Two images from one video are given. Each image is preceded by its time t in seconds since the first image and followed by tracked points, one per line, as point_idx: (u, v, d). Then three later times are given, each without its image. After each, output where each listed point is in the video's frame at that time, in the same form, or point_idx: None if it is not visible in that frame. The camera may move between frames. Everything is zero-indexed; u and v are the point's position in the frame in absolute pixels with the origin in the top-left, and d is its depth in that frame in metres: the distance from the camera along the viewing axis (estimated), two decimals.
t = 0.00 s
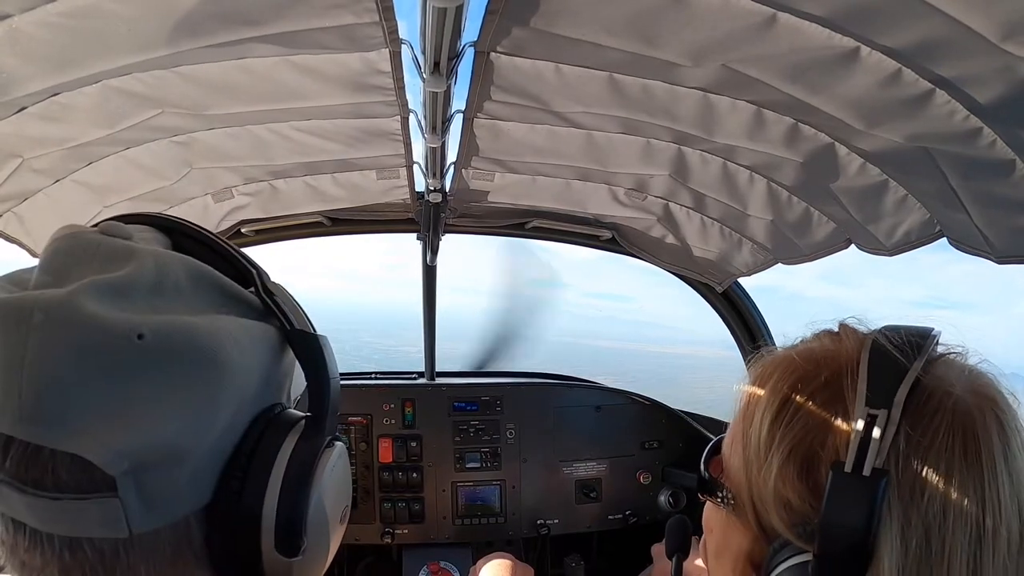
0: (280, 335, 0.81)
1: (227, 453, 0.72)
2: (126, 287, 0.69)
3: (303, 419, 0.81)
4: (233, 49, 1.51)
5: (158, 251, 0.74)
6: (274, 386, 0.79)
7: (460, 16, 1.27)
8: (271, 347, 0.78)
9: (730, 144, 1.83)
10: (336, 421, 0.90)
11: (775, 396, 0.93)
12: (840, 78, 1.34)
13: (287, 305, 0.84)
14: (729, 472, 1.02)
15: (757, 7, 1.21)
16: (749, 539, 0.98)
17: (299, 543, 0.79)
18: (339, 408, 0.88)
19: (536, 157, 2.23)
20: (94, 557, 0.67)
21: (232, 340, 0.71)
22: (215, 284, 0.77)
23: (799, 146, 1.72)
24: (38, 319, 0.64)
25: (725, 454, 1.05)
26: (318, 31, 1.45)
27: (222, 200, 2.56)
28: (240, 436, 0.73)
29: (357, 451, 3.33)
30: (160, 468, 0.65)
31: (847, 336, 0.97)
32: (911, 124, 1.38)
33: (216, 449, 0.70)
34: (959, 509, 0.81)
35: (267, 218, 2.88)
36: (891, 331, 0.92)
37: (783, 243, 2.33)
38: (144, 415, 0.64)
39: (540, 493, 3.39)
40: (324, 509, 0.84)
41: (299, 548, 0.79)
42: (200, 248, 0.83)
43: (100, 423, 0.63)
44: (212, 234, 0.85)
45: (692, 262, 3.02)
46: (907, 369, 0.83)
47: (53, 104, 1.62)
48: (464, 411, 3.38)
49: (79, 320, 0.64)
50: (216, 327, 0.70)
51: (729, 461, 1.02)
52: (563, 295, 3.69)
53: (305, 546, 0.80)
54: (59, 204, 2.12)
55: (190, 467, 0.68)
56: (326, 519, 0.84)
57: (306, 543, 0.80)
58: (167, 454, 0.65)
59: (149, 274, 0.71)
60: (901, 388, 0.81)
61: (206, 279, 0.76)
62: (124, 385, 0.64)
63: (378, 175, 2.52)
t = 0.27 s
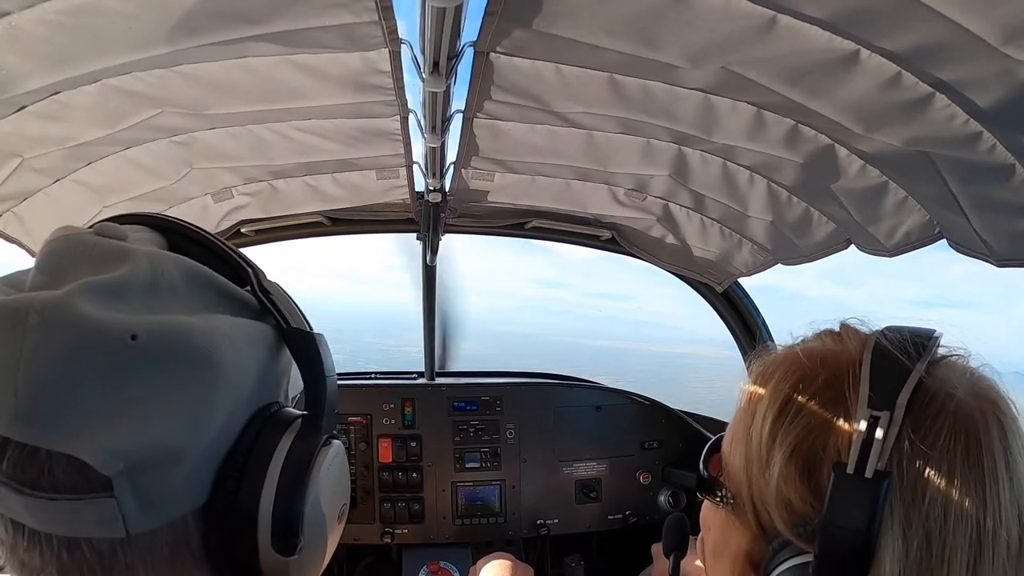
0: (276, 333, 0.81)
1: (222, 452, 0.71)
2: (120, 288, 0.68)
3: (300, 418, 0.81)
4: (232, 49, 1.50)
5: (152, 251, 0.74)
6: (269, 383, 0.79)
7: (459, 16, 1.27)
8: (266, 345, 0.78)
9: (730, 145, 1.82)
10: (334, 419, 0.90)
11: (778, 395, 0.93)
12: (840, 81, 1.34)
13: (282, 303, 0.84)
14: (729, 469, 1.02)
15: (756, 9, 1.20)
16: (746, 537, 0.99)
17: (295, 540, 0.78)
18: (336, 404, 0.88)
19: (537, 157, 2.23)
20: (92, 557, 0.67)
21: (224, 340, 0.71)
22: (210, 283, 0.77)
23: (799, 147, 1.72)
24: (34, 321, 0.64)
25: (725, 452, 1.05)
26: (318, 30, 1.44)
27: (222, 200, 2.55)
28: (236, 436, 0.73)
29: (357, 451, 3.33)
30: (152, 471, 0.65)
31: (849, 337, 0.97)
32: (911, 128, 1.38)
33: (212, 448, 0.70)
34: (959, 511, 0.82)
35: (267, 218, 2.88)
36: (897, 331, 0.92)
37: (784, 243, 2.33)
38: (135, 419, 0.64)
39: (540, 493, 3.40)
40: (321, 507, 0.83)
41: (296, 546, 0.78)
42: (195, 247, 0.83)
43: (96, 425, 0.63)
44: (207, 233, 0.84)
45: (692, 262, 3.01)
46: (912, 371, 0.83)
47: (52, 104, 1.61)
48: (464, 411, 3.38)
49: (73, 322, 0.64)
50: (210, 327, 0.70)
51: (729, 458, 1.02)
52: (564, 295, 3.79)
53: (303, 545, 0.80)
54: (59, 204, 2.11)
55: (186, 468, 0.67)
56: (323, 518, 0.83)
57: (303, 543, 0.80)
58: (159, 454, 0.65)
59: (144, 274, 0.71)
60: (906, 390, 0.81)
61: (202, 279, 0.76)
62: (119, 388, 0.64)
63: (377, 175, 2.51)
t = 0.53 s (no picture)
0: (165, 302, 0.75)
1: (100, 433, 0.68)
2: None
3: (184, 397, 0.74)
4: (231, 49, 1.50)
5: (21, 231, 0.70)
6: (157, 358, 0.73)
7: (458, 17, 1.27)
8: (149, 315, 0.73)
9: (729, 144, 1.83)
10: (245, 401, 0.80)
11: (791, 401, 0.93)
12: (839, 80, 1.34)
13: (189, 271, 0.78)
14: (740, 480, 1.01)
15: (756, 9, 1.20)
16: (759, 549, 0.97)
17: (169, 530, 0.70)
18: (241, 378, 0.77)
19: (536, 157, 2.23)
20: None
21: (82, 315, 0.66)
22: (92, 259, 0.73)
23: (799, 147, 1.72)
24: None
25: (732, 463, 1.04)
26: (317, 31, 1.44)
27: (222, 201, 2.55)
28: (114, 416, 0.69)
29: (358, 451, 3.33)
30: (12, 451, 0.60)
31: (848, 338, 0.98)
32: (910, 127, 1.38)
33: (85, 429, 0.66)
34: (981, 510, 0.83)
35: (266, 218, 2.88)
36: (891, 330, 0.93)
37: (783, 243, 2.33)
38: None
39: (540, 493, 3.40)
40: (213, 494, 0.74)
41: (173, 539, 0.70)
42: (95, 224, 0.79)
43: None
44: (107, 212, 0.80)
45: (692, 262, 3.02)
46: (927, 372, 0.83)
47: (52, 105, 1.61)
48: (464, 411, 3.39)
49: None
50: (74, 304, 0.66)
51: (738, 469, 1.01)
52: (565, 295, 3.75)
53: (175, 536, 0.70)
54: (59, 205, 2.12)
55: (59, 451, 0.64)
56: (216, 510, 0.74)
57: (176, 533, 0.70)
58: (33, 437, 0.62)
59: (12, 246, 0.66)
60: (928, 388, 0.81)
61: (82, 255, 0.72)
62: None
63: (377, 175, 2.51)
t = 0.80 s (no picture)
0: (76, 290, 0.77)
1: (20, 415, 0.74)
2: None
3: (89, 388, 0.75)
4: (230, 49, 1.50)
5: None
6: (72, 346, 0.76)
7: (458, 17, 1.27)
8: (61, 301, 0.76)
9: (729, 145, 1.83)
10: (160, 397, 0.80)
11: (803, 402, 0.96)
12: (839, 80, 1.34)
13: (127, 262, 0.82)
14: (753, 483, 1.04)
15: (755, 8, 1.20)
16: (775, 549, 0.99)
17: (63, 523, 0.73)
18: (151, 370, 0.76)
19: (536, 157, 2.23)
20: None
21: None
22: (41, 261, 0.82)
23: (798, 147, 1.72)
24: None
25: (743, 466, 1.07)
26: (317, 30, 1.44)
27: (222, 200, 2.55)
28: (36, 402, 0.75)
29: (357, 451, 3.33)
30: None
31: (846, 338, 1.02)
32: (910, 127, 1.38)
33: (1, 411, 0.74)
34: (986, 501, 0.87)
35: (266, 218, 2.88)
36: (891, 328, 0.93)
37: (783, 243, 2.33)
38: None
39: (540, 493, 3.40)
40: (112, 493, 0.76)
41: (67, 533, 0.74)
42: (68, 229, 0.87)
43: None
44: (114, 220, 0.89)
45: (692, 262, 3.01)
46: (937, 367, 0.85)
47: (51, 104, 1.61)
48: (464, 411, 3.39)
49: None
50: None
51: (750, 472, 1.04)
52: (570, 293, 3.80)
53: (73, 533, 0.74)
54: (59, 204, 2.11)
55: None
56: (114, 509, 0.76)
57: (76, 530, 0.74)
58: None
59: None
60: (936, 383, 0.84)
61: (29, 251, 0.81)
62: None
63: (377, 175, 2.51)
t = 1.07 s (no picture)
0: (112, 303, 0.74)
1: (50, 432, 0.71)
2: None
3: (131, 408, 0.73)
4: (231, 49, 1.50)
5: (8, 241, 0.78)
6: (109, 361, 0.73)
7: (459, 16, 1.27)
8: (94, 315, 0.73)
9: (730, 144, 1.83)
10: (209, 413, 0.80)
11: (812, 399, 0.96)
12: (840, 78, 1.35)
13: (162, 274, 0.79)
14: (760, 479, 1.04)
15: (755, 7, 1.21)
16: (780, 545, 1.00)
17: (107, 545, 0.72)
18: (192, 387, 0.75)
19: (537, 157, 2.23)
20: None
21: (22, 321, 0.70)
22: (61, 267, 0.78)
23: (799, 146, 1.72)
24: None
25: (751, 461, 1.07)
26: (318, 30, 1.45)
27: (222, 200, 2.56)
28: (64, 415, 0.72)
29: (357, 451, 3.33)
30: None
31: (859, 336, 1.01)
32: (910, 124, 1.38)
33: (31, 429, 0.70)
34: (994, 503, 0.87)
35: (267, 218, 2.88)
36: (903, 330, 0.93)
37: (783, 243, 2.33)
38: None
39: (540, 493, 3.39)
40: (157, 516, 0.75)
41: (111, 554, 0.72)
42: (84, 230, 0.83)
43: None
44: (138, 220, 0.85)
45: (692, 262, 3.02)
46: (946, 369, 0.85)
47: (52, 104, 1.61)
48: (464, 411, 3.39)
49: None
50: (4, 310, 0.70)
51: (758, 469, 1.04)
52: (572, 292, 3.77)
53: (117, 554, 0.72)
54: (59, 204, 2.11)
55: None
56: (162, 532, 0.75)
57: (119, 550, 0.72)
58: None
59: None
60: (947, 384, 0.84)
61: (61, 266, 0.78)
62: None
63: (377, 175, 2.52)
